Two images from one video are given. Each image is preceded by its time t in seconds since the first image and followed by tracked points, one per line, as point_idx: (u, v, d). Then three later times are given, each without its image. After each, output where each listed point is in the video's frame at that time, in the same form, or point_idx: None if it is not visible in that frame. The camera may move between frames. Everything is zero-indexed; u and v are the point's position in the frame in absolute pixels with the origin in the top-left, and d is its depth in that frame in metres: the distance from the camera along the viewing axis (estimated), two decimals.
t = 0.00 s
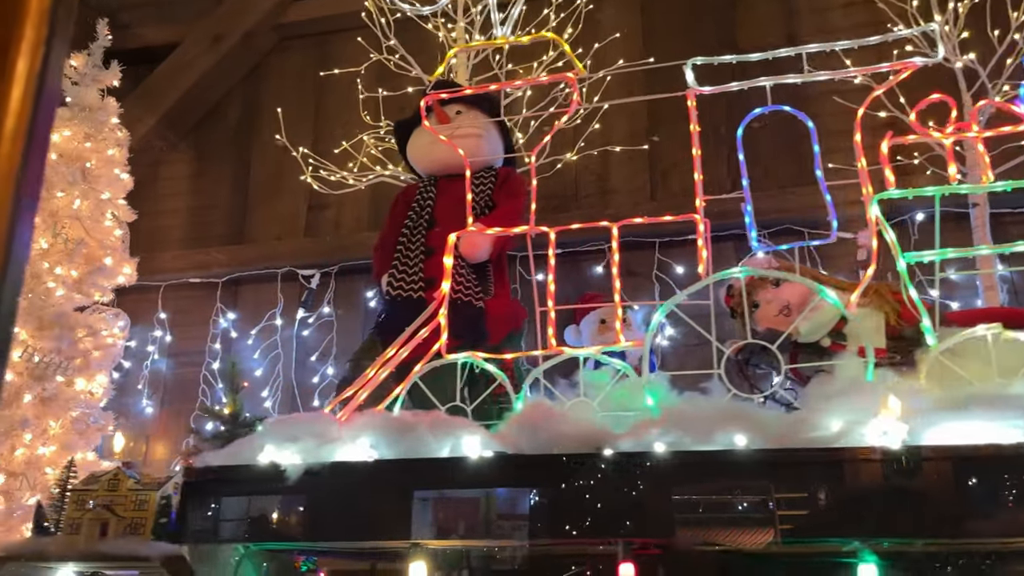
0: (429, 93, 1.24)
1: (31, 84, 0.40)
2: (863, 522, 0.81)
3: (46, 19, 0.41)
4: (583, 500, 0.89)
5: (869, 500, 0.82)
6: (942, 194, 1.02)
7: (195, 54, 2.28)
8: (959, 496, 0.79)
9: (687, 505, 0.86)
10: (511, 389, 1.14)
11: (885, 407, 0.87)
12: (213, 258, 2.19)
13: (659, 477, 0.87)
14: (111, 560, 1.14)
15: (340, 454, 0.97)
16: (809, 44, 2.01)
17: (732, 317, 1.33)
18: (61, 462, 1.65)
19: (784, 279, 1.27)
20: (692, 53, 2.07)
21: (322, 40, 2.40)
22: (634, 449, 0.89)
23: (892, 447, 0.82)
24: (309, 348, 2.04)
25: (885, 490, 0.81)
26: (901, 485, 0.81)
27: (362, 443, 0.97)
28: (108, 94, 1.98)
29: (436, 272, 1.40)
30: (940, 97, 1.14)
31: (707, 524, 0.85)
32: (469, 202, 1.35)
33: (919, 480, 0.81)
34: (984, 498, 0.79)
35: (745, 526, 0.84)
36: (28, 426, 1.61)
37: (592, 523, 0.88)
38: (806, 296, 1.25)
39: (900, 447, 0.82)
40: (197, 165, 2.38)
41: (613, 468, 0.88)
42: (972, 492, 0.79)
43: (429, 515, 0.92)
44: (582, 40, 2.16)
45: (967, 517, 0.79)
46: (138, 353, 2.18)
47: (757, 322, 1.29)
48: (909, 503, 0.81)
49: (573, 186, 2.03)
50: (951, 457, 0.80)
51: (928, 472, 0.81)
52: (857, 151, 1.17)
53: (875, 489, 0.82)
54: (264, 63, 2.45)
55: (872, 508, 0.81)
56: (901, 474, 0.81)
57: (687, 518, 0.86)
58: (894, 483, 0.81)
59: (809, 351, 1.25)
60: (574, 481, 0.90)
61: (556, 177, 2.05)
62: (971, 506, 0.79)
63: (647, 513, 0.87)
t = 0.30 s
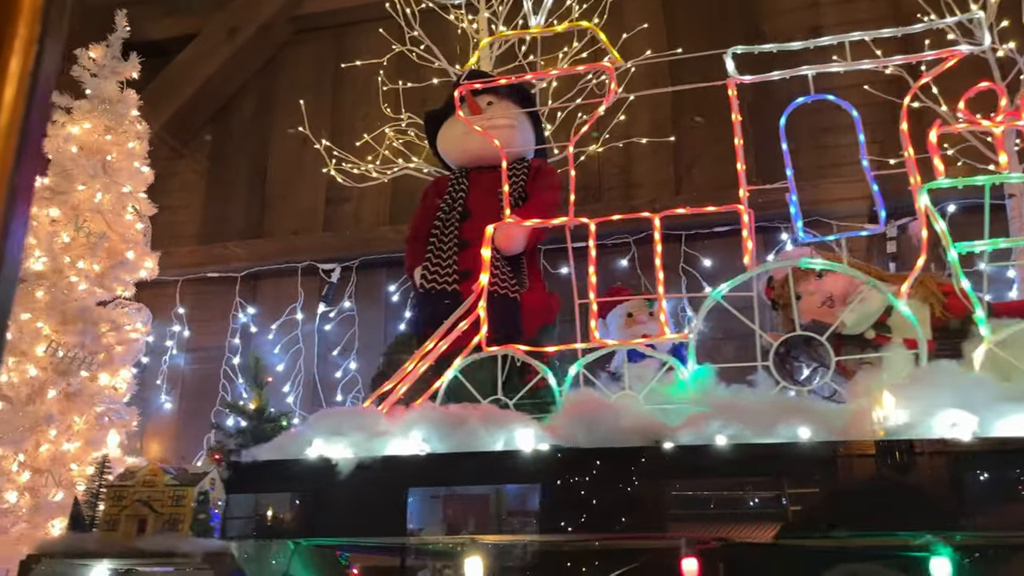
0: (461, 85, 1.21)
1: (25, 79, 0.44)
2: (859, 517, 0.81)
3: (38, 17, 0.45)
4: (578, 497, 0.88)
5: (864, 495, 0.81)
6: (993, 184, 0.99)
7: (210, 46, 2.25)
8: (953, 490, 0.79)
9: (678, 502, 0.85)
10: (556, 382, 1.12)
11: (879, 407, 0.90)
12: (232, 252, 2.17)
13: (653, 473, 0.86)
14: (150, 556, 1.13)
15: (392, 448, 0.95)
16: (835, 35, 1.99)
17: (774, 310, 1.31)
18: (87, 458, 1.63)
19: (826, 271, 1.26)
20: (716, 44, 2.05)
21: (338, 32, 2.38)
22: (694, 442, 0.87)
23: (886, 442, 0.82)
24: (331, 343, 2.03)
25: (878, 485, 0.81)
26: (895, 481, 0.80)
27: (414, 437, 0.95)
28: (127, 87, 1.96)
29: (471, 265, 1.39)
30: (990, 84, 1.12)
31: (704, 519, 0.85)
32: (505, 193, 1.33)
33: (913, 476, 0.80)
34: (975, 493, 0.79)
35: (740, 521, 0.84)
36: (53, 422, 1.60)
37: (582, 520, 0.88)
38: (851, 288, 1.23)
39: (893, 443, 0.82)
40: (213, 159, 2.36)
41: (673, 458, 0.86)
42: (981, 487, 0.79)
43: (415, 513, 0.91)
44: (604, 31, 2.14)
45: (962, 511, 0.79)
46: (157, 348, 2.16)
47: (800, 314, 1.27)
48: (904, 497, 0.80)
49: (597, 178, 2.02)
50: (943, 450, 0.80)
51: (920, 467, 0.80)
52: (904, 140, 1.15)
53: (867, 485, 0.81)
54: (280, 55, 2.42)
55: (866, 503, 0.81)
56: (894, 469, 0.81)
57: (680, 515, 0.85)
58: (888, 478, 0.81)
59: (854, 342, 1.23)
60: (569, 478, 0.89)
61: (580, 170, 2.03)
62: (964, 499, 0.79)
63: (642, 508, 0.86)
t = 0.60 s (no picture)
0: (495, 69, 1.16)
1: None
2: (852, 508, 0.81)
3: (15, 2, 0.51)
4: (572, 489, 0.88)
5: (857, 484, 0.81)
6: None
7: (225, 34, 2.22)
8: (945, 480, 0.80)
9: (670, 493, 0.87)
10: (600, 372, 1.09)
11: (871, 399, 0.88)
12: (250, 244, 2.14)
13: (648, 466, 0.87)
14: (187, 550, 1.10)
15: (445, 438, 0.94)
16: (862, 20, 1.97)
17: (817, 298, 1.30)
18: (112, 451, 1.61)
19: (871, 257, 1.25)
20: (741, 30, 2.03)
21: (355, 20, 2.35)
22: (759, 430, 0.86)
23: (878, 432, 0.82)
24: (353, 334, 2.01)
25: (870, 475, 0.81)
26: (887, 471, 0.81)
27: (466, 425, 0.94)
28: (145, 74, 1.93)
29: (506, 253, 1.37)
30: None
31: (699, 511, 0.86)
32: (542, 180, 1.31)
33: (905, 466, 0.81)
34: (964, 484, 0.79)
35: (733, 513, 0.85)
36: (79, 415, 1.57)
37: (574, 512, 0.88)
38: (897, 274, 1.21)
39: (885, 433, 0.82)
40: (230, 149, 2.33)
41: (737, 448, 0.85)
42: (993, 476, 0.79)
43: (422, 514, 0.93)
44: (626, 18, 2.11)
45: (953, 502, 0.79)
46: (175, 340, 2.13)
47: (845, 302, 1.25)
48: (896, 487, 0.81)
49: (621, 166, 1.99)
50: (935, 440, 0.81)
51: (913, 457, 0.81)
52: (957, 122, 1.12)
53: (856, 475, 0.82)
54: (295, 44, 2.39)
55: (858, 493, 0.81)
56: (886, 459, 0.81)
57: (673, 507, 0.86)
58: (880, 467, 0.81)
59: (900, 329, 1.22)
60: (560, 470, 0.89)
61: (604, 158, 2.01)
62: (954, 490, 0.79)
63: (636, 499, 0.87)
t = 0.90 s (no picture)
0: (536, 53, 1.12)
1: None
2: (848, 497, 0.80)
3: None
4: (566, 480, 0.87)
5: (853, 471, 0.81)
6: None
7: (246, 22, 2.20)
8: (940, 471, 0.79)
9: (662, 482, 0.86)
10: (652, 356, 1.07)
11: (865, 387, 0.89)
12: (274, 233, 2.12)
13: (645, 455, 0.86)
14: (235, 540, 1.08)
15: (507, 424, 0.92)
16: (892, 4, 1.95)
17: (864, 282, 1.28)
18: (144, 441, 1.59)
19: (922, 242, 1.24)
20: (769, 15, 2.01)
21: (375, 7, 2.33)
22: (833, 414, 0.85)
23: (872, 422, 0.82)
24: (379, 324, 1.99)
25: (864, 462, 0.81)
26: (882, 461, 0.80)
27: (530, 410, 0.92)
28: (168, 61, 1.91)
29: (547, 239, 1.35)
30: None
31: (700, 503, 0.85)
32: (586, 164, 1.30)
33: (899, 456, 0.80)
34: (961, 474, 0.79)
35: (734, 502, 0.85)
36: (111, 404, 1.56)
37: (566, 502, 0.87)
38: (949, 258, 1.20)
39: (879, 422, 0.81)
40: (250, 137, 2.31)
41: (811, 433, 0.83)
42: (1006, 465, 0.78)
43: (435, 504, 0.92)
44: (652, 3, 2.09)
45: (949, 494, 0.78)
46: (198, 330, 2.11)
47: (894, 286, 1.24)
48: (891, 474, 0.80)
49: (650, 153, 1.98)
50: (929, 429, 0.80)
51: (908, 448, 0.80)
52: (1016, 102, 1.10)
53: (854, 466, 0.81)
54: (314, 31, 2.36)
55: (854, 483, 0.80)
56: (880, 447, 0.81)
57: (663, 495, 0.85)
58: (875, 457, 0.81)
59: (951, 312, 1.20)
60: (557, 461, 0.88)
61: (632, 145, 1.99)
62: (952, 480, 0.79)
63: (631, 490, 0.86)
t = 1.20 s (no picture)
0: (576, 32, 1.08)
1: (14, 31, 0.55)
2: (838, 481, 0.82)
3: None
4: (562, 467, 0.88)
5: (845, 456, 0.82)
6: None
7: (265, 4, 2.16)
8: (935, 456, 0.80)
9: (664, 465, 0.87)
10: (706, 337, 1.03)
11: (859, 373, 0.86)
12: (297, 219, 2.09)
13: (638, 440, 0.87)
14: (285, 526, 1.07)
15: (570, 405, 0.91)
16: None
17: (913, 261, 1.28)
18: (176, 429, 1.57)
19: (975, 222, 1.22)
20: None
21: None
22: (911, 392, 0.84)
23: (865, 408, 0.82)
24: (406, 310, 1.98)
25: (855, 448, 0.82)
26: (875, 445, 0.81)
27: (596, 392, 0.90)
28: (192, 45, 1.88)
29: (590, 221, 1.32)
30: None
31: (716, 489, 0.86)
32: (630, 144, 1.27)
33: (893, 441, 0.81)
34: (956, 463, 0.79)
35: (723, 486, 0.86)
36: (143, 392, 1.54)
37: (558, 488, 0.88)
38: (1003, 239, 1.19)
39: (872, 407, 0.82)
40: (269, 122, 2.27)
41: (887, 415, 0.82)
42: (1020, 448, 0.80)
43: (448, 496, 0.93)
44: None
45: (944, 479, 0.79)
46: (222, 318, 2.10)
47: (943, 267, 1.24)
48: (884, 459, 0.81)
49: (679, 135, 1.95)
50: (923, 415, 0.81)
51: (903, 434, 0.81)
52: None
53: (843, 452, 0.82)
54: (333, 13, 2.33)
55: (845, 469, 0.82)
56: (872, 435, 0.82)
57: (669, 480, 0.87)
58: (867, 443, 0.82)
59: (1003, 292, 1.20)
60: (552, 449, 0.89)
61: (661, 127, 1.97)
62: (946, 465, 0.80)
63: (627, 477, 0.87)
